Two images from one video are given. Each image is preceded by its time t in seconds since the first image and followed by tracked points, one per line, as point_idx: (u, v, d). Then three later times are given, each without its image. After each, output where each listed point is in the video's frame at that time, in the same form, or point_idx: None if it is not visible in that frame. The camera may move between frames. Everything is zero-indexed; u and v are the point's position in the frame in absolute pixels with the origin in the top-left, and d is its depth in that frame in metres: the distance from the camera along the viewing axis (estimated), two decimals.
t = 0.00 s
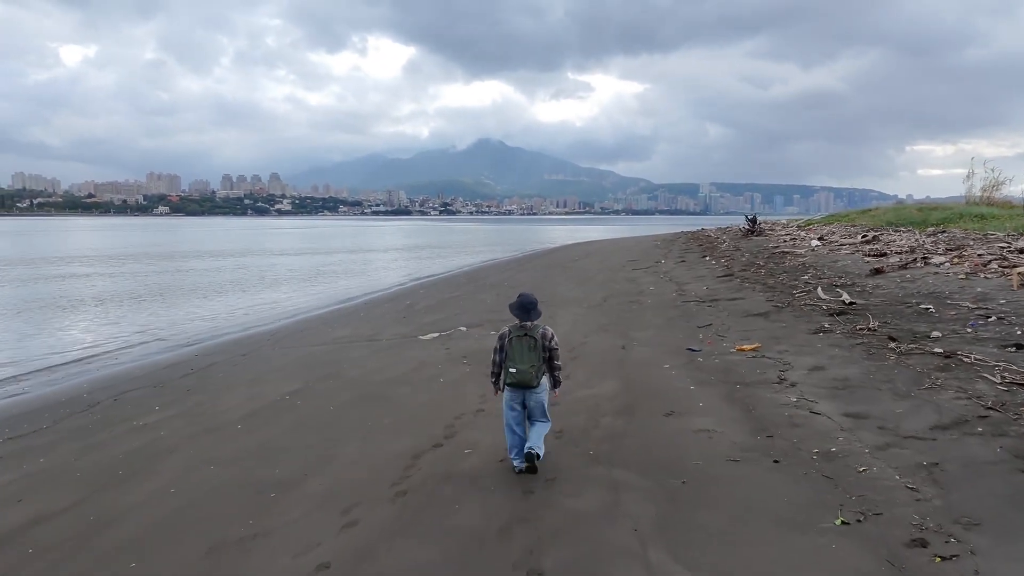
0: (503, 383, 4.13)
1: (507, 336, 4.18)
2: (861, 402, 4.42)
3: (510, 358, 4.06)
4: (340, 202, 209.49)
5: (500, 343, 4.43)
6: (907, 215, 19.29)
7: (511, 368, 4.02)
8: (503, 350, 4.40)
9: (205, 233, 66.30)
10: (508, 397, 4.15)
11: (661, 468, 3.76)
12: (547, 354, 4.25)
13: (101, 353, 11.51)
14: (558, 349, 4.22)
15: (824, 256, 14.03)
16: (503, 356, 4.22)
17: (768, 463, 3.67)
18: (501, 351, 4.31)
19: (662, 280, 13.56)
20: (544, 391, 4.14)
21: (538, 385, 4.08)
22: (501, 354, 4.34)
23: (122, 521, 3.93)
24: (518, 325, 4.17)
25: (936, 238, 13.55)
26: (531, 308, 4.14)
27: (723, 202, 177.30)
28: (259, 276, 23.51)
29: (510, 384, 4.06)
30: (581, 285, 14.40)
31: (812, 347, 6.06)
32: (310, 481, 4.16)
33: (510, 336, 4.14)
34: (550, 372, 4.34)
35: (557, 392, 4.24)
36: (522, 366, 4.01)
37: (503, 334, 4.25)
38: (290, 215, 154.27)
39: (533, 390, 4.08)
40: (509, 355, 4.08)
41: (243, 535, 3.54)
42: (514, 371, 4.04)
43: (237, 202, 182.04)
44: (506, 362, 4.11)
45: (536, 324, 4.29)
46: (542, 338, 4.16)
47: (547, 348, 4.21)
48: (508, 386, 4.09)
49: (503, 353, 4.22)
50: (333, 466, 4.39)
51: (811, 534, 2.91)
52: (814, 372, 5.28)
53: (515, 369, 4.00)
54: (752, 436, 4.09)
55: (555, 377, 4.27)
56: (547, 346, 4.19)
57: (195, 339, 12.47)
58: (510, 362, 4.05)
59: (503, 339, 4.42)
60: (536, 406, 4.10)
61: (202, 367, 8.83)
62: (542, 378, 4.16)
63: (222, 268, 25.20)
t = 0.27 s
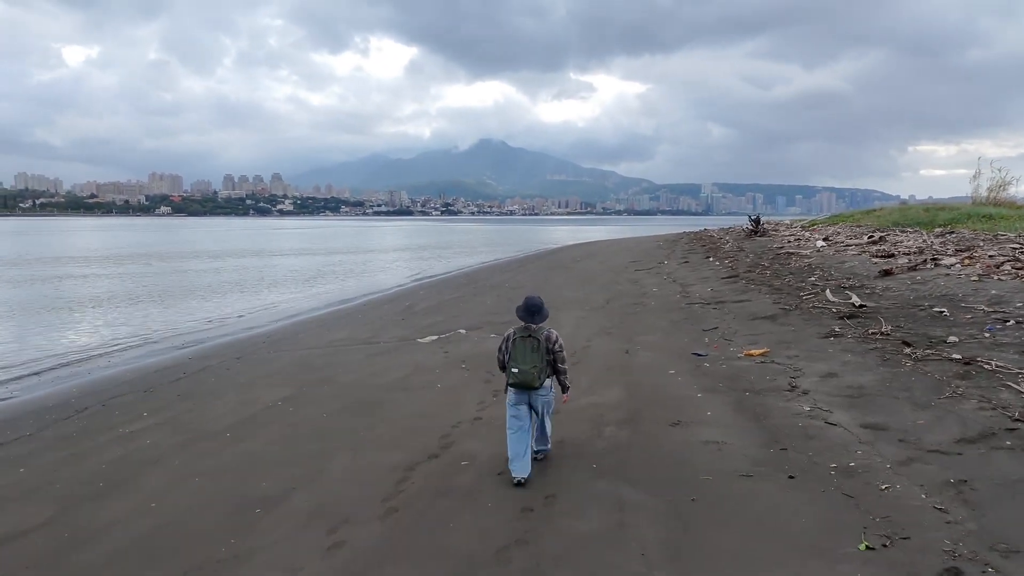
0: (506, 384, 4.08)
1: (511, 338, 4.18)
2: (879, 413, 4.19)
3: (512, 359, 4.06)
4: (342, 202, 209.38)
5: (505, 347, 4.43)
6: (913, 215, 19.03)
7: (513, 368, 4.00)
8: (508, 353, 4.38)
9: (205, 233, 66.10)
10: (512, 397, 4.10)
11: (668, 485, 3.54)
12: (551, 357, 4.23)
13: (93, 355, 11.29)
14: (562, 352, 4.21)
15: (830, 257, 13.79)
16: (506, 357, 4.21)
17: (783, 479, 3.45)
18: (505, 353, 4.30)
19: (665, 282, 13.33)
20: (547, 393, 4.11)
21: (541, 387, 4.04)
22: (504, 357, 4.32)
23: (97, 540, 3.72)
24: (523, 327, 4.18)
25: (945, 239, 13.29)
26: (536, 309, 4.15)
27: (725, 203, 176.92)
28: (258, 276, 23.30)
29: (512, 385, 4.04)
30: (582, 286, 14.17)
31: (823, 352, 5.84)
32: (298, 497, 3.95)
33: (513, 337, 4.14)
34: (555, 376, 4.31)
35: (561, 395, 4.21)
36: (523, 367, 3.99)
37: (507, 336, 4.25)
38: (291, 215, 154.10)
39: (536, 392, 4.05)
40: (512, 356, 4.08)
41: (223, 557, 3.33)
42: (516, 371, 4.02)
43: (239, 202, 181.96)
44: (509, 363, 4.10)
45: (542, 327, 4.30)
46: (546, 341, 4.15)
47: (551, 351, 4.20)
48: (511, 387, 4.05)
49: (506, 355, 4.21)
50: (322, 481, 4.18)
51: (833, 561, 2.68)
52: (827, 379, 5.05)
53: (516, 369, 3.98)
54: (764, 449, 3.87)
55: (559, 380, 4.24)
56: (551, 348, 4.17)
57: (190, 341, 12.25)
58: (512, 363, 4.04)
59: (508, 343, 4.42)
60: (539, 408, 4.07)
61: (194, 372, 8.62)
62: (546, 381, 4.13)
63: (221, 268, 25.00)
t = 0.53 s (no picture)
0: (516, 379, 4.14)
1: (522, 333, 4.19)
2: (900, 424, 3.95)
3: (522, 354, 4.09)
4: (343, 203, 209.25)
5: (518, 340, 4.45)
6: (920, 216, 18.80)
7: (523, 365, 4.04)
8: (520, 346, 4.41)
9: (206, 233, 65.89)
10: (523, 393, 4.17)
11: (678, 504, 3.31)
12: (563, 352, 4.22)
13: (85, 358, 11.07)
14: (574, 348, 4.19)
15: (837, 258, 13.53)
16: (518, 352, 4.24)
17: (801, 498, 3.21)
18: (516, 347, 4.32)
19: (669, 283, 13.08)
20: (557, 389, 4.14)
21: (550, 383, 4.07)
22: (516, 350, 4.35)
23: (68, 560, 3.50)
24: (534, 322, 4.18)
25: (954, 240, 13.03)
26: (547, 305, 4.12)
27: (727, 203, 176.55)
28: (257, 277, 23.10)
29: (522, 380, 4.08)
30: (584, 287, 13.94)
31: (836, 358, 5.61)
32: (284, 515, 3.73)
33: (525, 332, 4.15)
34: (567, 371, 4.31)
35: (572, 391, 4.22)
36: (533, 363, 4.03)
37: (519, 331, 4.26)
38: (293, 216, 153.99)
39: (546, 388, 4.09)
40: (522, 351, 4.11)
41: None
42: (526, 367, 4.06)
43: (240, 202, 181.85)
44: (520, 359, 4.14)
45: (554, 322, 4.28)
46: (558, 337, 4.14)
47: (563, 347, 4.19)
48: (521, 382, 4.11)
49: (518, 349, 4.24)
50: (310, 496, 3.95)
51: None
52: (842, 387, 4.81)
53: (526, 366, 4.02)
54: (779, 463, 3.64)
55: (571, 376, 4.24)
56: (563, 345, 4.17)
57: (184, 343, 12.01)
58: (523, 358, 4.08)
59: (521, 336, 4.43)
60: (549, 404, 4.10)
61: (186, 376, 8.40)
62: (556, 376, 4.15)
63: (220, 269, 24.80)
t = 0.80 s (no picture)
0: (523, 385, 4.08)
1: (529, 338, 4.14)
2: (925, 437, 3.71)
3: (529, 359, 4.03)
4: (344, 203, 209.06)
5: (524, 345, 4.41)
6: (926, 216, 18.54)
7: (530, 369, 3.98)
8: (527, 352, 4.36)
9: (206, 233, 65.66)
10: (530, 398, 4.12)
11: (690, 526, 3.07)
12: (570, 357, 4.17)
13: (75, 360, 10.83)
14: (581, 353, 4.14)
15: (843, 259, 13.27)
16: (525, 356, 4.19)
17: (824, 520, 2.97)
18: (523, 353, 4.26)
19: (672, 285, 12.82)
20: (565, 395, 4.08)
21: (558, 389, 4.01)
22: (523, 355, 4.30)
23: None
24: (541, 327, 4.12)
25: (963, 240, 12.78)
26: (554, 308, 4.09)
27: (728, 203, 176.17)
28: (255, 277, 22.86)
29: (530, 386, 4.02)
30: (586, 289, 13.69)
31: (851, 364, 5.36)
32: (267, 535, 3.49)
33: (532, 337, 4.10)
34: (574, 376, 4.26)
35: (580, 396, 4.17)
36: (540, 369, 3.97)
37: (526, 336, 4.21)
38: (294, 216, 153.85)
39: (554, 393, 4.02)
40: (529, 356, 4.05)
41: None
42: (533, 373, 4.00)
43: (241, 202, 181.69)
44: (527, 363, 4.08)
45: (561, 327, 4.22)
46: (565, 341, 4.08)
47: (570, 351, 4.13)
48: (528, 387, 4.04)
49: (524, 354, 4.19)
50: (296, 514, 3.72)
51: None
52: (859, 396, 4.57)
53: (533, 371, 3.96)
54: (797, 481, 3.39)
55: (578, 381, 4.19)
56: (570, 349, 4.12)
57: (177, 345, 11.76)
58: (530, 363, 4.02)
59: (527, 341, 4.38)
60: (556, 409, 4.03)
61: (176, 380, 8.15)
62: (564, 381, 4.09)
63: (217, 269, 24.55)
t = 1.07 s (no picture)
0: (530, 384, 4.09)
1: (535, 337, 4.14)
2: (958, 455, 3.43)
3: (535, 358, 4.03)
4: (344, 203, 208.72)
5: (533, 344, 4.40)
6: (932, 216, 18.24)
7: (535, 369, 3.98)
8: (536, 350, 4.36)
9: (205, 233, 65.35)
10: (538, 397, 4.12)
11: (706, 556, 2.78)
12: (577, 355, 4.15)
13: (61, 364, 10.52)
14: (588, 350, 4.12)
15: (851, 260, 12.97)
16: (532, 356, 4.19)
17: (854, 550, 2.69)
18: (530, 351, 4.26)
19: (675, 286, 12.53)
20: (573, 393, 4.07)
21: (564, 387, 4.01)
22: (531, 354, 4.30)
23: None
24: (547, 325, 4.11)
25: (973, 241, 12.49)
26: (559, 306, 4.10)
27: (729, 203, 175.70)
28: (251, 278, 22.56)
29: (536, 385, 4.03)
30: (587, 290, 13.40)
31: (869, 371, 5.08)
32: (244, 562, 3.21)
33: (537, 335, 4.10)
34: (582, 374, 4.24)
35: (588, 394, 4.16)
36: (545, 368, 3.97)
37: (533, 335, 4.21)
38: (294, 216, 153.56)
39: (560, 392, 4.01)
40: (535, 355, 4.05)
41: None
42: (539, 372, 4.00)
43: (241, 202, 181.40)
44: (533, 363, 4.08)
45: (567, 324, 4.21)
46: (571, 340, 4.07)
47: (577, 349, 4.12)
48: (535, 386, 4.05)
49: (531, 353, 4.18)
50: (277, 538, 3.44)
51: None
52: (881, 407, 4.29)
53: (539, 370, 3.96)
54: (822, 503, 3.11)
55: (586, 379, 4.18)
56: (576, 347, 4.10)
57: (169, 347, 11.46)
58: (536, 362, 4.02)
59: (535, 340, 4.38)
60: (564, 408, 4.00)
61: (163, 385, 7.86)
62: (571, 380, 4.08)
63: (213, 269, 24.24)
